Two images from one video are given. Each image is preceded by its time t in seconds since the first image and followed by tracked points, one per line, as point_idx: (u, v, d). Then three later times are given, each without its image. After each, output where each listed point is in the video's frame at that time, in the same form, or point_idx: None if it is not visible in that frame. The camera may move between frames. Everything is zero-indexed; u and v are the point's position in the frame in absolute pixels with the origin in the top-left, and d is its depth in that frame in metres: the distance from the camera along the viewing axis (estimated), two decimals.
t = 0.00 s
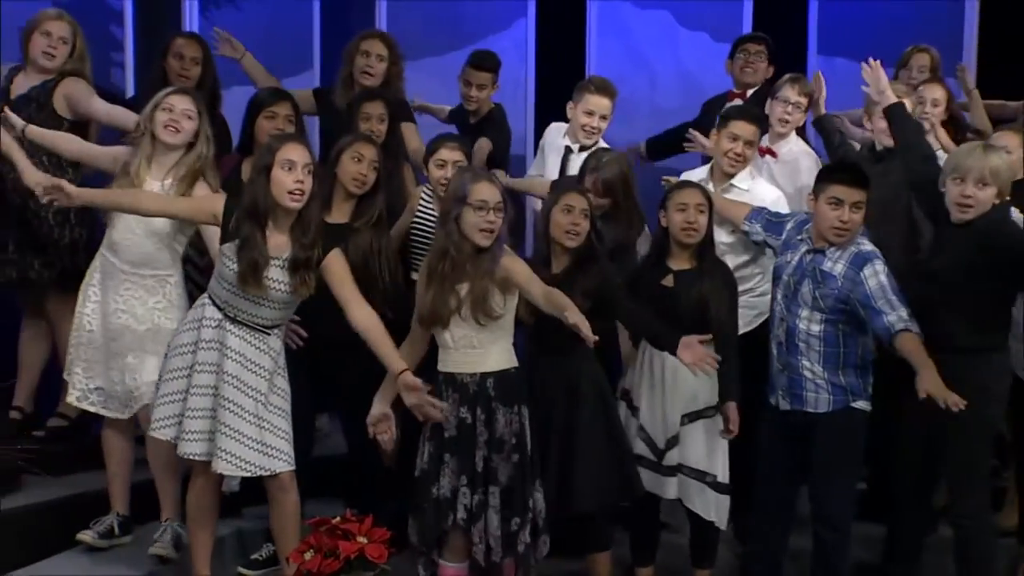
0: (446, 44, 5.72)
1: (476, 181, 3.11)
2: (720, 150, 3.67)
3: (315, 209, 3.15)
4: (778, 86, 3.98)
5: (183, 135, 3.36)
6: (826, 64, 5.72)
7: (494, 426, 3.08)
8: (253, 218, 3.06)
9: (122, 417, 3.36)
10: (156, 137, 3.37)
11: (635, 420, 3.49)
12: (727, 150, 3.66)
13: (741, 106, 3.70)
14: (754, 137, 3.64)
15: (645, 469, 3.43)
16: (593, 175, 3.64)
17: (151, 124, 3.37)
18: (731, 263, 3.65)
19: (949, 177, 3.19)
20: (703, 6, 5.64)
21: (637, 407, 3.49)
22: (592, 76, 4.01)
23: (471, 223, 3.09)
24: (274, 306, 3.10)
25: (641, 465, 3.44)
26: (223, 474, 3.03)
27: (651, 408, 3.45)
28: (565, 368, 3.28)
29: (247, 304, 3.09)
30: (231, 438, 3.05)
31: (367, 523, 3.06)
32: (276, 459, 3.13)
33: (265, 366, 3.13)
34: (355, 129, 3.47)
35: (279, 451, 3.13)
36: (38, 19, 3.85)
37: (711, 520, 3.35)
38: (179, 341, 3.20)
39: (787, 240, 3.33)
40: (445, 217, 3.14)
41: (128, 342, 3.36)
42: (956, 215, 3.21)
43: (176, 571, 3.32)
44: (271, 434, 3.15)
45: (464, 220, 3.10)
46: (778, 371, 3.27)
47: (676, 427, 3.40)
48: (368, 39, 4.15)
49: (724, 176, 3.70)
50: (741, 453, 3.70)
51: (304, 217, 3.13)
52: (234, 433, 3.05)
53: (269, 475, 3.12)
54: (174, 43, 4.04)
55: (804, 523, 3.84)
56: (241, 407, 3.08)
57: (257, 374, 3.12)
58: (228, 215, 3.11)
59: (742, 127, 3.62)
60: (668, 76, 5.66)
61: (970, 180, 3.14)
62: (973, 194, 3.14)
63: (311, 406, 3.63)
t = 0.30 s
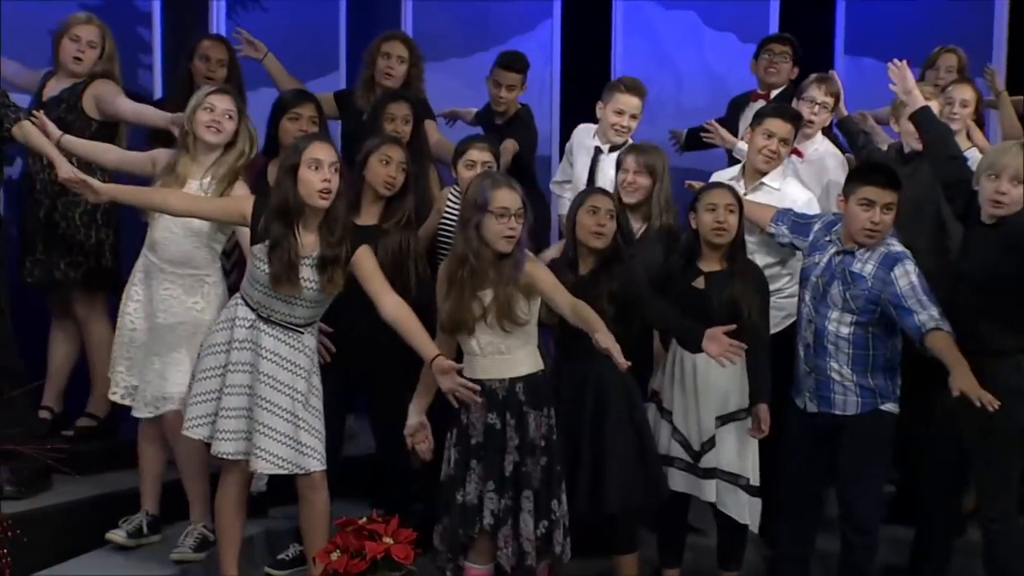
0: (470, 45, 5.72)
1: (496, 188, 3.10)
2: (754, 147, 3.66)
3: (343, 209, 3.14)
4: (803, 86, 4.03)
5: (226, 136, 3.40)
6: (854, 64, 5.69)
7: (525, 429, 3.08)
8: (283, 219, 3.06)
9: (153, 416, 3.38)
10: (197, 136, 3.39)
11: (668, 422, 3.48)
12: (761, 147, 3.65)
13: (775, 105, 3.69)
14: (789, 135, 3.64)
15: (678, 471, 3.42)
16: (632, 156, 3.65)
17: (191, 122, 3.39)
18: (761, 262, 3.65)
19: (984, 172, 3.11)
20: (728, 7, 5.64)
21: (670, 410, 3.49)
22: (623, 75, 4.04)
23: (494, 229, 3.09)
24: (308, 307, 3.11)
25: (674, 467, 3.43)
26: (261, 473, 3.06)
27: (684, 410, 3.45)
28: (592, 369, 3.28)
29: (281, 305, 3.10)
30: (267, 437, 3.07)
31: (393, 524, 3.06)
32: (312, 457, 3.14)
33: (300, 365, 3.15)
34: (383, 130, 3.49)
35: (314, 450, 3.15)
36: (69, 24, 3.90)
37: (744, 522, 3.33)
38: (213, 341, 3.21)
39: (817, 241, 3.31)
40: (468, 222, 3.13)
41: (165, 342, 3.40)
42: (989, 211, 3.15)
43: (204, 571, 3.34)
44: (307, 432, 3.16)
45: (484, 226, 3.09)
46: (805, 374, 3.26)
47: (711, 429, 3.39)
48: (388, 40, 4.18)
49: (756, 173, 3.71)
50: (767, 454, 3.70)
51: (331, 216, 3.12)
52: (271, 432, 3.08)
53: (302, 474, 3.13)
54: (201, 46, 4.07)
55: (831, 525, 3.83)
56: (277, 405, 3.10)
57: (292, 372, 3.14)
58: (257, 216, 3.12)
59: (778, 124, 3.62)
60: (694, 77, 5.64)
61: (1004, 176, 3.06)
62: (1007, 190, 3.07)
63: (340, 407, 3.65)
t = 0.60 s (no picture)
0: (490, 47, 5.71)
1: (519, 189, 3.10)
2: (771, 149, 3.66)
3: (363, 210, 3.15)
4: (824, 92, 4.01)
5: (249, 142, 3.41)
6: (876, 66, 5.63)
7: (543, 429, 3.07)
8: (302, 221, 3.08)
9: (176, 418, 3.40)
10: (221, 143, 3.41)
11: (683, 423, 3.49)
12: (778, 149, 3.65)
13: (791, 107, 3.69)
14: (806, 136, 3.63)
15: (693, 473, 3.44)
16: (676, 159, 3.64)
17: (215, 130, 3.41)
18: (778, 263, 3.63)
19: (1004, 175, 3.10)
20: (749, 7, 5.62)
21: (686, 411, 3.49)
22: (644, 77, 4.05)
23: (516, 230, 3.09)
24: (328, 309, 3.12)
25: (688, 469, 3.45)
26: (281, 476, 3.07)
27: (699, 413, 3.44)
28: (610, 371, 3.28)
29: (301, 307, 3.11)
30: (287, 440, 3.08)
31: (414, 525, 3.04)
32: (333, 460, 3.14)
33: (320, 368, 3.15)
34: (403, 132, 3.49)
35: (335, 453, 3.15)
36: (94, 29, 3.96)
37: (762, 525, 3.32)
38: (234, 343, 3.22)
39: (837, 243, 3.30)
40: (489, 223, 3.13)
41: (188, 344, 3.42)
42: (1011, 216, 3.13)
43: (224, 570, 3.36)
44: (328, 435, 3.17)
45: (507, 228, 3.09)
46: (825, 376, 3.25)
47: (724, 432, 3.39)
48: (401, 41, 4.18)
49: (774, 176, 3.69)
50: (787, 456, 3.69)
51: (351, 219, 3.14)
52: (292, 435, 3.08)
53: (324, 476, 3.13)
54: (222, 48, 4.10)
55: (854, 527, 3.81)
56: (297, 408, 3.11)
57: (313, 374, 3.14)
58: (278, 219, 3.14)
59: (794, 126, 3.62)
60: (714, 78, 5.63)
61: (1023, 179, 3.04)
62: None
63: (361, 407, 3.66)
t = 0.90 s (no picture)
0: (511, 47, 5.71)
1: (554, 189, 3.09)
2: (791, 151, 3.63)
3: (387, 210, 3.16)
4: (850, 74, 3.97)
5: (263, 141, 3.42)
6: (899, 66, 5.60)
7: (565, 426, 3.08)
8: (325, 220, 3.08)
9: (195, 418, 3.41)
10: (234, 141, 3.42)
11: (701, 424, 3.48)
12: (797, 151, 3.62)
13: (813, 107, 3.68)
14: (825, 137, 3.62)
15: (711, 474, 3.42)
16: (700, 171, 3.61)
17: (228, 129, 3.41)
18: (801, 264, 3.71)
19: None
20: (770, 8, 5.60)
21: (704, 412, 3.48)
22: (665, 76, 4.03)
23: (548, 230, 3.07)
24: (348, 309, 3.12)
25: (707, 470, 3.44)
26: (300, 475, 3.07)
27: (716, 416, 3.43)
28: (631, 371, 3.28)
29: (322, 307, 3.12)
30: (306, 440, 3.08)
31: (435, 526, 3.04)
32: (352, 461, 3.14)
33: (340, 368, 3.15)
34: (425, 132, 3.50)
35: (355, 454, 3.15)
36: (118, 31, 3.96)
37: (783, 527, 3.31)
38: (256, 343, 3.24)
39: (858, 244, 3.28)
40: (520, 223, 3.10)
41: (206, 344, 3.43)
42: None
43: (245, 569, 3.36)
44: (348, 435, 3.17)
45: (540, 228, 3.07)
46: (848, 377, 3.23)
47: (743, 434, 3.38)
48: (420, 40, 4.18)
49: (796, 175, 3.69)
50: (808, 457, 3.67)
51: (374, 219, 3.14)
52: (310, 435, 3.09)
53: (343, 477, 3.14)
54: (244, 49, 4.11)
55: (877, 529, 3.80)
56: (317, 408, 3.11)
57: (332, 374, 3.14)
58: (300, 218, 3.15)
59: (813, 128, 3.60)
60: (735, 78, 5.61)
61: None
62: None
63: (383, 407, 3.66)
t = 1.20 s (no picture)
0: (534, 47, 5.71)
1: (580, 189, 3.08)
2: (827, 155, 3.61)
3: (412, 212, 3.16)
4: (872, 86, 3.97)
5: (281, 141, 3.44)
6: (923, 65, 5.55)
7: (591, 426, 3.07)
8: (352, 219, 3.08)
9: (220, 418, 3.43)
10: (252, 140, 3.43)
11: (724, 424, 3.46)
12: (833, 155, 3.60)
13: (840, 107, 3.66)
14: (863, 142, 3.58)
15: (733, 474, 3.41)
16: (700, 160, 3.63)
17: (247, 129, 3.43)
18: (832, 269, 3.60)
19: None
20: (794, 8, 5.59)
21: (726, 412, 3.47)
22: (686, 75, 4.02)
23: (574, 230, 3.06)
24: (372, 307, 3.13)
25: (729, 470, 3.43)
26: (321, 473, 3.08)
27: (740, 413, 3.41)
28: (654, 372, 3.26)
29: (346, 306, 3.12)
30: (329, 437, 3.09)
31: (457, 526, 3.04)
32: (373, 460, 3.14)
33: (362, 367, 3.16)
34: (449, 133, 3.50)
35: (376, 453, 3.15)
36: (139, 31, 3.96)
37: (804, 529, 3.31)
38: (279, 341, 3.24)
39: (887, 243, 3.26)
40: (546, 222, 3.10)
41: (229, 345, 3.45)
42: None
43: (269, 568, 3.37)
44: (369, 434, 3.17)
45: (566, 227, 3.06)
46: (874, 376, 3.22)
47: (767, 434, 3.36)
48: (455, 44, 4.19)
49: (829, 179, 3.65)
50: (831, 459, 3.65)
51: (398, 220, 3.13)
52: (332, 433, 3.09)
53: (363, 475, 3.14)
54: (270, 51, 4.13)
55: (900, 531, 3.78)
56: (339, 406, 3.12)
57: (355, 373, 3.15)
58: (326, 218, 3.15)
59: (852, 132, 3.56)
60: (757, 79, 5.59)
61: None
62: None
63: (406, 406, 3.67)
